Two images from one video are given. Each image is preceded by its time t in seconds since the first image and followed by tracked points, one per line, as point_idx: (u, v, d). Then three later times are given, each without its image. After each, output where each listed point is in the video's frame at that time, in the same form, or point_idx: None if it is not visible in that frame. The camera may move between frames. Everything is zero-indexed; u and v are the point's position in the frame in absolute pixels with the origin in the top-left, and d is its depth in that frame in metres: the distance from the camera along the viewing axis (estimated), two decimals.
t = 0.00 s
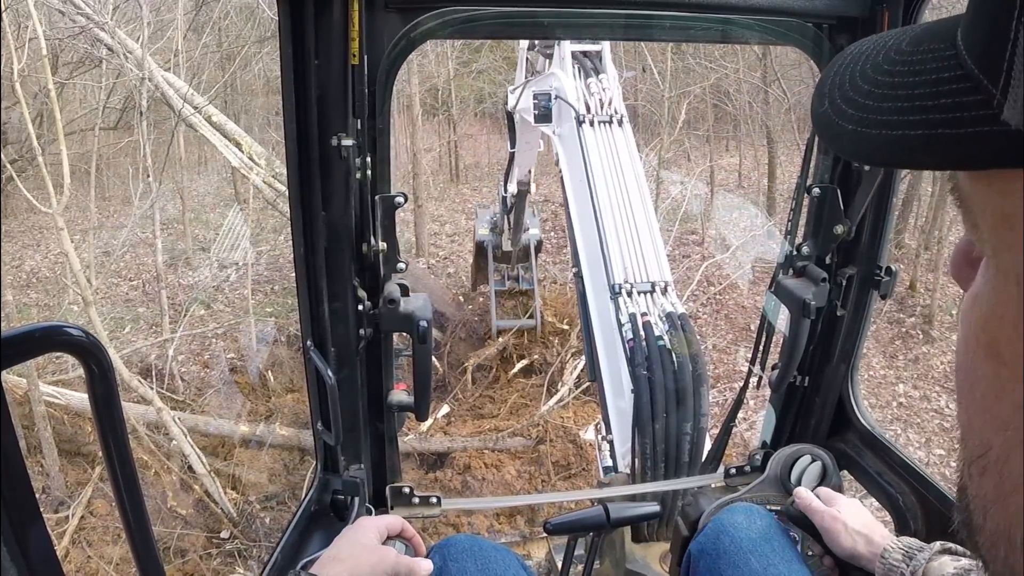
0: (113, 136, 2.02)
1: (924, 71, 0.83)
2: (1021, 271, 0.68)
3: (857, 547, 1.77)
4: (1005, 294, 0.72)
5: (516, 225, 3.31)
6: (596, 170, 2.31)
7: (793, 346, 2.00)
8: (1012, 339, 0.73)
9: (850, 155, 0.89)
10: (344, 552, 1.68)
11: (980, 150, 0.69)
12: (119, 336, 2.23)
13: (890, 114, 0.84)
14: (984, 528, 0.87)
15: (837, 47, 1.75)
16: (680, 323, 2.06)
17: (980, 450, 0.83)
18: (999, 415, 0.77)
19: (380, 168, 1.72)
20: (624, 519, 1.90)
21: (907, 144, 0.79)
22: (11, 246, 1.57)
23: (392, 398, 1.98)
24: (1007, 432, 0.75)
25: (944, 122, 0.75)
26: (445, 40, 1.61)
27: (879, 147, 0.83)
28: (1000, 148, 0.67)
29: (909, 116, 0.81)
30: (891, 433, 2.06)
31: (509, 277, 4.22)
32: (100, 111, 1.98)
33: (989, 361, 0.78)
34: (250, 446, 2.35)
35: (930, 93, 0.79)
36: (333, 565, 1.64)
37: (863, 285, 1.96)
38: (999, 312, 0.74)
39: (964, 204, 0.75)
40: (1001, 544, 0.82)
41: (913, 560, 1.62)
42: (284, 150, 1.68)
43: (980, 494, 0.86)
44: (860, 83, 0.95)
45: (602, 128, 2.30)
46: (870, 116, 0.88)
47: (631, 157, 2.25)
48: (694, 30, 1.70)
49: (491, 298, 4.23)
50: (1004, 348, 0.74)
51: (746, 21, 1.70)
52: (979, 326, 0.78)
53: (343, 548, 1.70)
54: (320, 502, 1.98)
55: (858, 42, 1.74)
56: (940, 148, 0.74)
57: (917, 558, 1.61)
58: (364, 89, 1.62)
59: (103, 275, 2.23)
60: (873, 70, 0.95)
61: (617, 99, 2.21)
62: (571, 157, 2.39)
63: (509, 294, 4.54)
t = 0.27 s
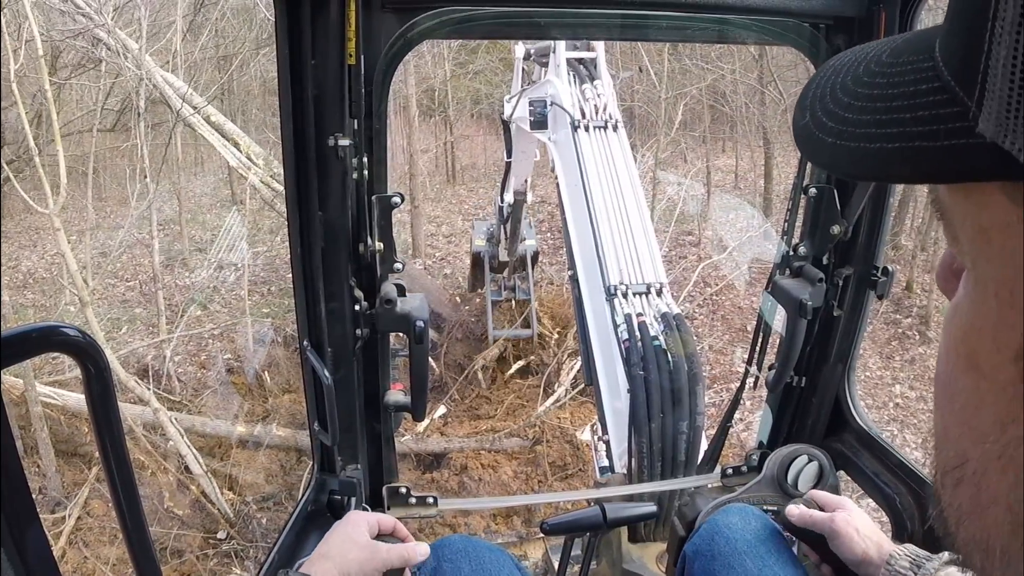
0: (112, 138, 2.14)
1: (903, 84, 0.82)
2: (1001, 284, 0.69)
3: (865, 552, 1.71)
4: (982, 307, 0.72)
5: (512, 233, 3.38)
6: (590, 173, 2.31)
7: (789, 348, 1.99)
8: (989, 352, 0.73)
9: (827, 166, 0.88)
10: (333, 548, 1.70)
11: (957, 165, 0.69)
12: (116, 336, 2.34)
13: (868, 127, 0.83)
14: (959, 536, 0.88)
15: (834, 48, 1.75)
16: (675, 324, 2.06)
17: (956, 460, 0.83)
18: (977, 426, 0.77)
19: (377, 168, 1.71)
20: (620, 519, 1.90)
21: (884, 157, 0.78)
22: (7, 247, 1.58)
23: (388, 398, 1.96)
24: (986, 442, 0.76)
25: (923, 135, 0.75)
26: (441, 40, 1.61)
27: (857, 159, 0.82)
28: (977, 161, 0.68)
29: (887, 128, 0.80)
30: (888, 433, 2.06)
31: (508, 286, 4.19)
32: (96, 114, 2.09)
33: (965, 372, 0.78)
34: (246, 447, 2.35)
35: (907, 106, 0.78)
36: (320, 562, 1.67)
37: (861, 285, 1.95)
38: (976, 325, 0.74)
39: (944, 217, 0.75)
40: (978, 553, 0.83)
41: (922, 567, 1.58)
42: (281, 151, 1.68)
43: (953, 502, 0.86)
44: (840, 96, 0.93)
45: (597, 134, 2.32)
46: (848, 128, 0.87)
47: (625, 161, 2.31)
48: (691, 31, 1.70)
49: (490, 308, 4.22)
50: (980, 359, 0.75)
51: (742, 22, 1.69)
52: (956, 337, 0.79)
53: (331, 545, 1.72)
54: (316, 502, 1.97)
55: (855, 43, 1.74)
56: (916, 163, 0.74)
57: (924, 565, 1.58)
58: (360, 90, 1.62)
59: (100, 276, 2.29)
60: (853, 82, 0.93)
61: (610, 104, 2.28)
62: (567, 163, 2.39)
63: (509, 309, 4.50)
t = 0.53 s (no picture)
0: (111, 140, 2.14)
1: (873, 93, 0.81)
2: (968, 281, 0.71)
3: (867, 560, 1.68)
4: (950, 303, 0.75)
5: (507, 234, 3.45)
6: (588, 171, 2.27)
7: (788, 349, 2.01)
8: (960, 346, 0.76)
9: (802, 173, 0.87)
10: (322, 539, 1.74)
11: (931, 167, 0.70)
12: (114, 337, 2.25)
13: (840, 136, 0.82)
14: (944, 521, 0.90)
15: (833, 46, 1.75)
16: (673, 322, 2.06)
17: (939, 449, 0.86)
18: (954, 416, 0.80)
19: (376, 168, 1.71)
20: (620, 519, 1.90)
21: (858, 165, 0.78)
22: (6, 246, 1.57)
23: (388, 397, 1.96)
24: (963, 432, 0.79)
25: (894, 143, 0.74)
26: (440, 38, 1.60)
27: (832, 168, 0.81)
28: (947, 168, 0.68)
29: (860, 135, 0.79)
30: (887, 432, 2.06)
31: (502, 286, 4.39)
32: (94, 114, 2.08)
33: (940, 365, 0.81)
34: (244, 447, 2.35)
35: (878, 113, 0.78)
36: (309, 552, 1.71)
37: (859, 284, 1.95)
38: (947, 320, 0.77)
39: (918, 219, 0.77)
40: (960, 540, 0.85)
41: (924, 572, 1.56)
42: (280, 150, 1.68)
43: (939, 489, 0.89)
44: (814, 102, 0.92)
45: (596, 132, 2.27)
46: (821, 135, 0.85)
47: (625, 160, 2.25)
48: (689, 30, 1.70)
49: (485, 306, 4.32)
50: (950, 352, 0.78)
51: (741, 20, 1.69)
52: (927, 333, 0.82)
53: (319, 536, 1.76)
54: (315, 501, 1.98)
55: (853, 42, 1.74)
56: (889, 170, 0.74)
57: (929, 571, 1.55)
58: (359, 88, 1.62)
59: (99, 276, 2.28)
60: (826, 88, 0.91)
61: (609, 103, 2.23)
62: (567, 164, 2.34)
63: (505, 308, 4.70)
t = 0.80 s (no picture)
0: (113, 140, 2.10)
1: (880, 91, 0.81)
2: (972, 277, 0.71)
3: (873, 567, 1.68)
4: (954, 299, 0.76)
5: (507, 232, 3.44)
6: (588, 168, 2.25)
7: (787, 349, 2.02)
8: (965, 343, 0.76)
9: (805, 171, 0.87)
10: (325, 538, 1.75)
11: (936, 167, 0.70)
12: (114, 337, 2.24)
13: (845, 134, 0.82)
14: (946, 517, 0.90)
15: (832, 46, 1.75)
16: (673, 321, 2.05)
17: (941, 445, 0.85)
18: (958, 412, 0.80)
19: (376, 168, 1.72)
20: (619, 518, 1.90)
21: (861, 162, 0.78)
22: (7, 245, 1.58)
23: (388, 397, 1.97)
24: (967, 428, 0.79)
25: (898, 140, 0.74)
26: (440, 38, 1.61)
27: (835, 166, 0.82)
28: (951, 167, 0.69)
29: (865, 133, 0.79)
30: (886, 432, 2.06)
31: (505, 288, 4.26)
32: (95, 113, 2.02)
33: (944, 360, 0.81)
34: (244, 447, 2.35)
35: (884, 111, 0.78)
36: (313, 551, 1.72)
37: (858, 284, 1.96)
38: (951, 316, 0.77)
39: (923, 217, 0.77)
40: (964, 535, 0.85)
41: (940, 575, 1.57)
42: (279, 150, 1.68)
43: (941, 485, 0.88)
44: (818, 100, 0.91)
45: (596, 130, 2.25)
46: (825, 134, 0.86)
47: (625, 159, 2.23)
48: (689, 30, 1.70)
49: (486, 307, 4.28)
50: (954, 348, 0.78)
51: (741, 20, 1.69)
52: (931, 329, 0.82)
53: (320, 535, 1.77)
54: (315, 500, 1.99)
55: (853, 42, 1.75)
56: (893, 167, 0.74)
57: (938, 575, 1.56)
58: (358, 88, 1.62)
59: (99, 278, 2.19)
60: (831, 87, 0.92)
61: (610, 99, 2.22)
62: (568, 166, 2.29)
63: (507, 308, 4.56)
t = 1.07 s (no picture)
0: (112, 140, 2.16)
1: (894, 80, 0.81)
2: (987, 276, 0.71)
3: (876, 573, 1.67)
4: (969, 296, 0.75)
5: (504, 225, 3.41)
6: (591, 169, 2.31)
7: (789, 352, 2.01)
8: (976, 344, 0.76)
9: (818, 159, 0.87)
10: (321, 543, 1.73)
11: (950, 158, 0.70)
12: (114, 340, 2.32)
13: (858, 123, 0.82)
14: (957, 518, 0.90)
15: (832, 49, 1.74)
16: (675, 325, 2.06)
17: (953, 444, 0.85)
18: (969, 412, 0.80)
19: (376, 171, 1.72)
20: (620, 523, 1.89)
21: (875, 151, 0.78)
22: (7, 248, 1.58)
23: (388, 401, 1.98)
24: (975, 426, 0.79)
25: (909, 130, 0.75)
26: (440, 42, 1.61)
27: (848, 154, 0.82)
28: (963, 158, 0.69)
29: (877, 123, 0.80)
30: (887, 435, 2.06)
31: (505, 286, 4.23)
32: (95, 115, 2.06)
33: (955, 358, 0.80)
34: (244, 449, 2.36)
35: (897, 99, 0.78)
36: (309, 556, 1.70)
37: (858, 287, 1.96)
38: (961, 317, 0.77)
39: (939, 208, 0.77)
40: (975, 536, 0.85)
41: None
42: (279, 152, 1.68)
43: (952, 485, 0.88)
44: (832, 90, 0.92)
45: (598, 130, 2.32)
46: (839, 122, 0.86)
47: (627, 156, 2.30)
48: (688, 33, 1.70)
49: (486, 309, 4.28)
50: (967, 346, 0.77)
51: (741, 24, 1.69)
52: (944, 326, 0.82)
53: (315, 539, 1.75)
54: (315, 505, 1.96)
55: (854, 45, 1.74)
56: (905, 156, 0.74)
57: None
58: (358, 91, 1.62)
59: (99, 280, 2.29)
60: (844, 76, 0.92)
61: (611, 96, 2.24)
62: (570, 162, 2.38)
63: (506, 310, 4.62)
